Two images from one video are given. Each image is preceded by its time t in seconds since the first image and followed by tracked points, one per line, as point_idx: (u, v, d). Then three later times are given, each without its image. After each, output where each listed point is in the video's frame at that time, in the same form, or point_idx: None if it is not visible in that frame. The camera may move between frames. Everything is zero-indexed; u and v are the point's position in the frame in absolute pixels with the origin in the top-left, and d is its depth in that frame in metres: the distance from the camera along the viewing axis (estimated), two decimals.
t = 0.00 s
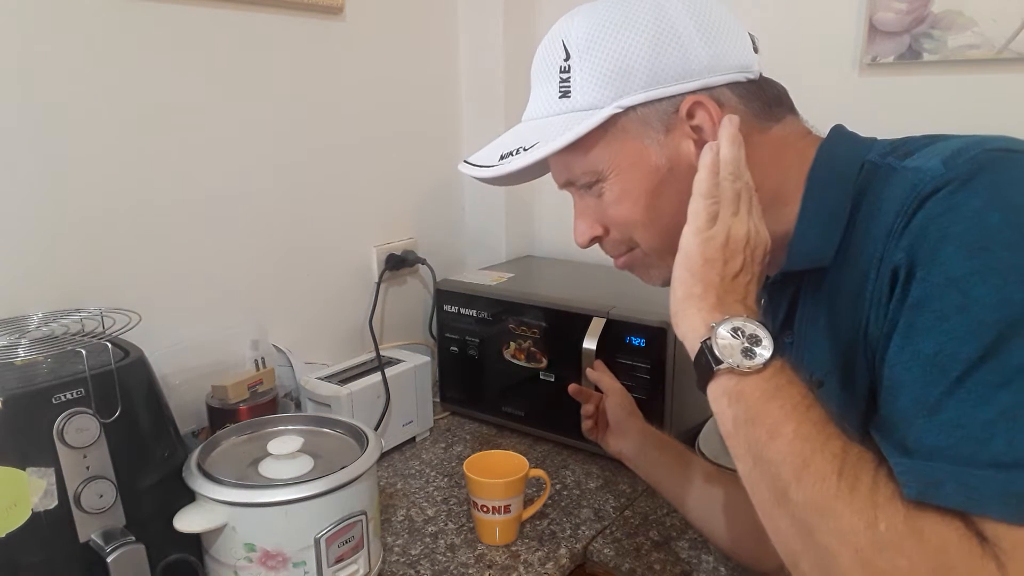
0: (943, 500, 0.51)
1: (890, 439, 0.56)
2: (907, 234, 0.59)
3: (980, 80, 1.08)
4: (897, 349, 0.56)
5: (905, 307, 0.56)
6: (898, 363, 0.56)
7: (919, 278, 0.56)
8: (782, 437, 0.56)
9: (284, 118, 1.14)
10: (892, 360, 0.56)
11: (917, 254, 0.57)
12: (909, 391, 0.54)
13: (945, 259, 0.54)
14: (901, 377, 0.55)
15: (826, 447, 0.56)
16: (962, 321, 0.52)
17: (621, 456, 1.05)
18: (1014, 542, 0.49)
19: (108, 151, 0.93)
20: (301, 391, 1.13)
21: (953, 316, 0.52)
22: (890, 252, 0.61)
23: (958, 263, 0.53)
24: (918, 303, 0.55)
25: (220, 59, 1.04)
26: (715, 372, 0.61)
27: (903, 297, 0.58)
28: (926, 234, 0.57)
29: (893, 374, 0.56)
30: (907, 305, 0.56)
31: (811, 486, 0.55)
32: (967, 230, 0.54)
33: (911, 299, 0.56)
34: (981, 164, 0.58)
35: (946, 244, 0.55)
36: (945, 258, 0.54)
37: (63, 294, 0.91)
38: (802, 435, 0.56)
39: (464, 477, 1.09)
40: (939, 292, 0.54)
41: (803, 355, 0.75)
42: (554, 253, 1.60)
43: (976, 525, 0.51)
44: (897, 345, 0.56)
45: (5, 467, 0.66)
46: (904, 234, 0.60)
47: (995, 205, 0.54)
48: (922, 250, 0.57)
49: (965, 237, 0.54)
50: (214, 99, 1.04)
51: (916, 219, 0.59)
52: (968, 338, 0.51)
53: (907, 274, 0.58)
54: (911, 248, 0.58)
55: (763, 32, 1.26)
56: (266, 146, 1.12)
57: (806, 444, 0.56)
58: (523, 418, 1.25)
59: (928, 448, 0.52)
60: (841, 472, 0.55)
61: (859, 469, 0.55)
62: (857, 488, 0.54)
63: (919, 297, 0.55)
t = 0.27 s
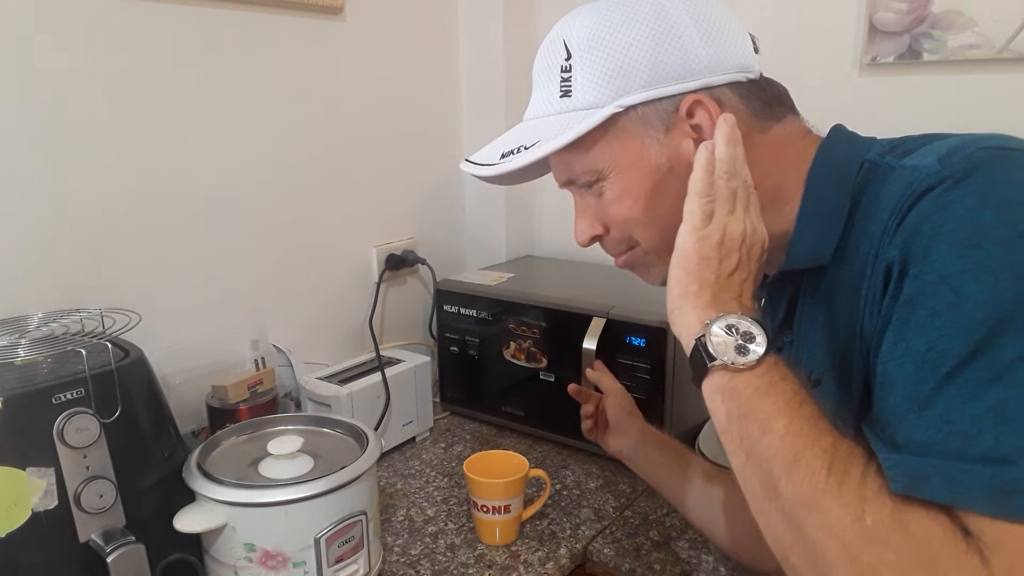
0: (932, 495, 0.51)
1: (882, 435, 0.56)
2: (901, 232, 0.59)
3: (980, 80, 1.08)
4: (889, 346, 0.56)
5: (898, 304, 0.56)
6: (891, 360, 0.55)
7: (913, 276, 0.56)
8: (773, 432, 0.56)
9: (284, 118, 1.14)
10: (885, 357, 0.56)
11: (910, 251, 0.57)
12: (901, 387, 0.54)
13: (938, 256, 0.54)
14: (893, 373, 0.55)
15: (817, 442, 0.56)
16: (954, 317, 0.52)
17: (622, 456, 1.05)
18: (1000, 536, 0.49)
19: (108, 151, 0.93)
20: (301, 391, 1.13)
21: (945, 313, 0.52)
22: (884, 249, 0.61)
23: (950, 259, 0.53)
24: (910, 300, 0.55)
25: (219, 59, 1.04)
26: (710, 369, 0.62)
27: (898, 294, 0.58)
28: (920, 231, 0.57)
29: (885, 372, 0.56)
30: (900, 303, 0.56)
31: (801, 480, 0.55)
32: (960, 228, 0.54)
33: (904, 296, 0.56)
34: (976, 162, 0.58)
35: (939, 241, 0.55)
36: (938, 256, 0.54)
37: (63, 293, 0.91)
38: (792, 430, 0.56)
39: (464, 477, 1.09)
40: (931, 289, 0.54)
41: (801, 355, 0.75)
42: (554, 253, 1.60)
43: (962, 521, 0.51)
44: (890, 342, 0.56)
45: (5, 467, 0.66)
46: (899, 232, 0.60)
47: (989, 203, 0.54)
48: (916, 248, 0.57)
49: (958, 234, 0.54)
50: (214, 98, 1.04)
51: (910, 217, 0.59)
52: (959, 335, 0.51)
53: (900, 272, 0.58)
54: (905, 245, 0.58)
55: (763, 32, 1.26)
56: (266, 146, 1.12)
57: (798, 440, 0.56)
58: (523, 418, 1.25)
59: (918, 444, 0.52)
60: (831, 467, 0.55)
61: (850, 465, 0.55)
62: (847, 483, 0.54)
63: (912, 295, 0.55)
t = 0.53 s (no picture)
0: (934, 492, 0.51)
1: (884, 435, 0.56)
2: (903, 232, 0.59)
3: (980, 80, 1.08)
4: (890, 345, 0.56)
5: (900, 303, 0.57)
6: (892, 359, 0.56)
7: (914, 275, 0.56)
8: (775, 430, 0.56)
9: (284, 118, 1.14)
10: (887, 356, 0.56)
11: (912, 250, 0.57)
12: (903, 387, 0.54)
13: (940, 256, 0.54)
14: (895, 373, 0.55)
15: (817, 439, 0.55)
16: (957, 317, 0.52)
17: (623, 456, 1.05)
18: (1003, 536, 0.49)
19: (108, 150, 0.93)
20: (301, 391, 1.13)
21: (947, 312, 0.52)
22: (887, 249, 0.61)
23: (953, 259, 0.53)
24: (912, 299, 0.55)
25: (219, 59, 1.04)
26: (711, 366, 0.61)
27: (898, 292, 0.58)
28: (923, 231, 0.57)
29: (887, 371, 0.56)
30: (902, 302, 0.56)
31: (803, 479, 0.55)
32: (962, 227, 0.54)
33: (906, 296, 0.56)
34: (979, 161, 0.58)
35: (941, 241, 0.55)
36: (940, 255, 0.54)
37: (63, 293, 0.91)
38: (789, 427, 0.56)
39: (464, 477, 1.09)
40: (933, 288, 0.54)
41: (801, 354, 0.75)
42: (554, 253, 1.60)
43: (965, 519, 0.51)
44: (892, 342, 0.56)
45: (5, 468, 0.66)
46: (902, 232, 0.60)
47: (991, 202, 0.54)
48: (918, 247, 0.57)
49: (959, 233, 0.54)
50: (214, 98, 1.04)
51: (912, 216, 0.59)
52: (961, 334, 0.51)
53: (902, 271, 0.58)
54: (907, 245, 0.58)
55: (763, 32, 1.26)
56: (266, 146, 1.12)
57: (798, 439, 0.56)
58: (523, 418, 1.25)
59: (920, 443, 0.52)
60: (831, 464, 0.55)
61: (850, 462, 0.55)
62: (846, 482, 0.54)
63: (914, 295, 0.55)
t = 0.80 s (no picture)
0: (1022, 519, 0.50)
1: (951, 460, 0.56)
2: (938, 244, 0.59)
3: (980, 80, 1.08)
4: (946, 367, 0.55)
5: (952, 321, 0.55)
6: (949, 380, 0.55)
7: (964, 292, 0.55)
8: (849, 502, 0.49)
9: (285, 118, 1.14)
10: (941, 376, 0.56)
11: (954, 264, 0.57)
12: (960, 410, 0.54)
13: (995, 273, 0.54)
14: (955, 396, 0.54)
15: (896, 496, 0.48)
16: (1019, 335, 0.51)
17: (623, 457, 1.04)
18: None
19: (108, 150, 0.93)
20: (301, 391, 1.13)
21: (1010, 331, 0.52)
22: (919, 261, 0.60)
23: (1010, 275, 0.53)
24: (969, 318, 0.54)
25: (219, 59, 1.04)
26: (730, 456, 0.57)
27: (941, 307, 0.57)
28: (960, 243, 0.56)
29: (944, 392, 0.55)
30: (953, 319, 0.55)
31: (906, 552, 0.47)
32: (1012, 238, 0.54)
33: (957, 314, 0.55)
34: (996, 165, 0.58)
35: (992, 254, 0.54)
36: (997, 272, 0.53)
37: (62, 293, 0.91)
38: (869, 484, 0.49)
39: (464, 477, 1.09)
40: (991, 305, 0.53)
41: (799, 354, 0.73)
42: (554, 254, 1.60)
43: None
44: (948, 363, 0.55)
45: (5, 468, 0.66)
46: (936, 242, 0.59)
47: None
48: (958, 262, 0.56)
49: (1009, 249, 0.53)
50: (214, 98, 1.04)
51: (945, 226, 0.59)
52: None
53: (945, 286, 0.57)
54: (947, 258, 0.57)
55: (763, 32, 1.26)
56: (266, 146, 1.12)
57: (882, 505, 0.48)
58: (523, 418, 1.25)
59: (997, 470, 0.52)
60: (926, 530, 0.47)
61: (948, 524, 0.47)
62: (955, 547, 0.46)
63: (969, 313, 0.54)
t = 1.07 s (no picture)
0: None
1: (996, 470, 0.57)
2: (961, 249, 0.58)
3: (980, 80, 1.08)
4: (991, 376, 0.56)
5: (987, 333, 0.56)
6: (997, 390, 0.55)
7: (995, 299, 0.55)
8: None
9: (285, 118, 1.14)
10: (984, 386, 0.56)
11: (982, 270, 0.56)
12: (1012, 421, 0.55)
13: None
14: (1007, 409, 0.55)
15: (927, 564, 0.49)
16: None
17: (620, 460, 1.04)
18: None
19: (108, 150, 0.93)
20: (301, 391, 1.13)
21: None
22: (941, 266, 0.60)
23: None
24: (1008, 329, 0.55)
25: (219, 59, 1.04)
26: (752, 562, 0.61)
27: (971, 318, 0.57)
28: (989, 247, 0.56)
29: (994, 402, 0.56)
30: (988, 330, 0.56)
31: None
32: None
33: (993, 323, 0.55)
34: (1013, 167, 0.59)
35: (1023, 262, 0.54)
36: None
37: (62, 293, 0.91)
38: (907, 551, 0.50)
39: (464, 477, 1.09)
40: None
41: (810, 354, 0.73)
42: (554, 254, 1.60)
43: None
44: (991, 373, 0.56)
45: (5, 468, 0.66)
46: (960, 246, 0.59)
47: None
48: (986, 268, 0.56)
49: None
50: (214, 97, 1.04)
51: (970, 229, 0.58)
52: None
53: (972, 294, 0.57)
54: (973, 265, 0.57)
55: (763, 32, 1.26)
56: (266, 146, 1.12)
57: None
58: (523, 418, 1.25)
59: None
60: None
61: None
62: None
63: (1007, 320, 0.55)
